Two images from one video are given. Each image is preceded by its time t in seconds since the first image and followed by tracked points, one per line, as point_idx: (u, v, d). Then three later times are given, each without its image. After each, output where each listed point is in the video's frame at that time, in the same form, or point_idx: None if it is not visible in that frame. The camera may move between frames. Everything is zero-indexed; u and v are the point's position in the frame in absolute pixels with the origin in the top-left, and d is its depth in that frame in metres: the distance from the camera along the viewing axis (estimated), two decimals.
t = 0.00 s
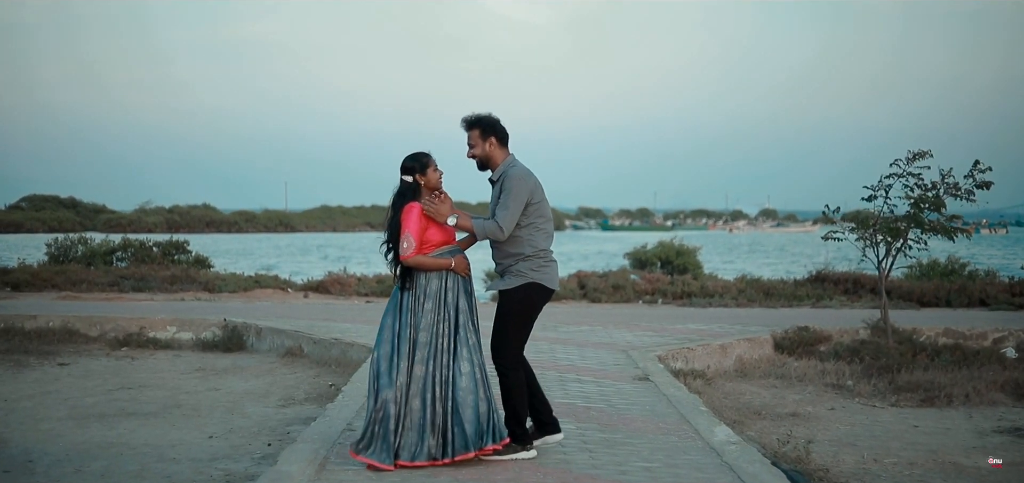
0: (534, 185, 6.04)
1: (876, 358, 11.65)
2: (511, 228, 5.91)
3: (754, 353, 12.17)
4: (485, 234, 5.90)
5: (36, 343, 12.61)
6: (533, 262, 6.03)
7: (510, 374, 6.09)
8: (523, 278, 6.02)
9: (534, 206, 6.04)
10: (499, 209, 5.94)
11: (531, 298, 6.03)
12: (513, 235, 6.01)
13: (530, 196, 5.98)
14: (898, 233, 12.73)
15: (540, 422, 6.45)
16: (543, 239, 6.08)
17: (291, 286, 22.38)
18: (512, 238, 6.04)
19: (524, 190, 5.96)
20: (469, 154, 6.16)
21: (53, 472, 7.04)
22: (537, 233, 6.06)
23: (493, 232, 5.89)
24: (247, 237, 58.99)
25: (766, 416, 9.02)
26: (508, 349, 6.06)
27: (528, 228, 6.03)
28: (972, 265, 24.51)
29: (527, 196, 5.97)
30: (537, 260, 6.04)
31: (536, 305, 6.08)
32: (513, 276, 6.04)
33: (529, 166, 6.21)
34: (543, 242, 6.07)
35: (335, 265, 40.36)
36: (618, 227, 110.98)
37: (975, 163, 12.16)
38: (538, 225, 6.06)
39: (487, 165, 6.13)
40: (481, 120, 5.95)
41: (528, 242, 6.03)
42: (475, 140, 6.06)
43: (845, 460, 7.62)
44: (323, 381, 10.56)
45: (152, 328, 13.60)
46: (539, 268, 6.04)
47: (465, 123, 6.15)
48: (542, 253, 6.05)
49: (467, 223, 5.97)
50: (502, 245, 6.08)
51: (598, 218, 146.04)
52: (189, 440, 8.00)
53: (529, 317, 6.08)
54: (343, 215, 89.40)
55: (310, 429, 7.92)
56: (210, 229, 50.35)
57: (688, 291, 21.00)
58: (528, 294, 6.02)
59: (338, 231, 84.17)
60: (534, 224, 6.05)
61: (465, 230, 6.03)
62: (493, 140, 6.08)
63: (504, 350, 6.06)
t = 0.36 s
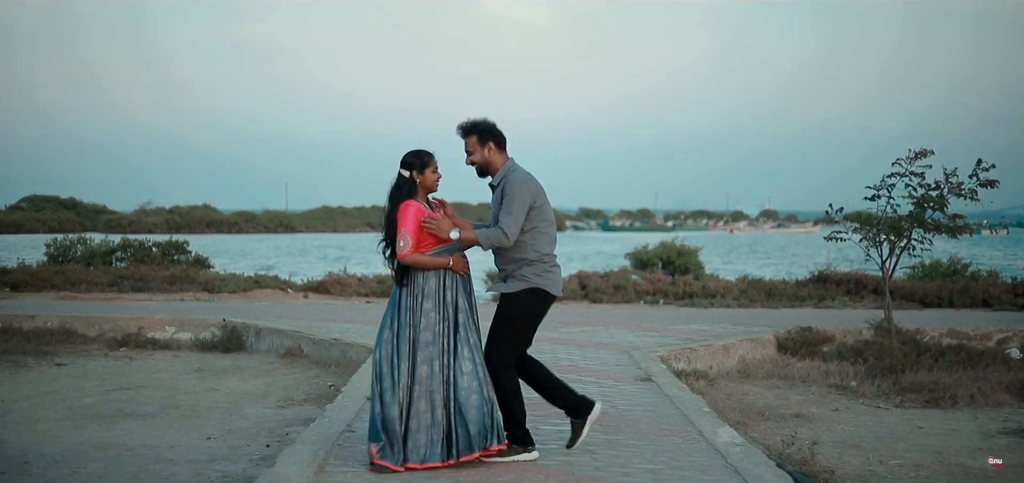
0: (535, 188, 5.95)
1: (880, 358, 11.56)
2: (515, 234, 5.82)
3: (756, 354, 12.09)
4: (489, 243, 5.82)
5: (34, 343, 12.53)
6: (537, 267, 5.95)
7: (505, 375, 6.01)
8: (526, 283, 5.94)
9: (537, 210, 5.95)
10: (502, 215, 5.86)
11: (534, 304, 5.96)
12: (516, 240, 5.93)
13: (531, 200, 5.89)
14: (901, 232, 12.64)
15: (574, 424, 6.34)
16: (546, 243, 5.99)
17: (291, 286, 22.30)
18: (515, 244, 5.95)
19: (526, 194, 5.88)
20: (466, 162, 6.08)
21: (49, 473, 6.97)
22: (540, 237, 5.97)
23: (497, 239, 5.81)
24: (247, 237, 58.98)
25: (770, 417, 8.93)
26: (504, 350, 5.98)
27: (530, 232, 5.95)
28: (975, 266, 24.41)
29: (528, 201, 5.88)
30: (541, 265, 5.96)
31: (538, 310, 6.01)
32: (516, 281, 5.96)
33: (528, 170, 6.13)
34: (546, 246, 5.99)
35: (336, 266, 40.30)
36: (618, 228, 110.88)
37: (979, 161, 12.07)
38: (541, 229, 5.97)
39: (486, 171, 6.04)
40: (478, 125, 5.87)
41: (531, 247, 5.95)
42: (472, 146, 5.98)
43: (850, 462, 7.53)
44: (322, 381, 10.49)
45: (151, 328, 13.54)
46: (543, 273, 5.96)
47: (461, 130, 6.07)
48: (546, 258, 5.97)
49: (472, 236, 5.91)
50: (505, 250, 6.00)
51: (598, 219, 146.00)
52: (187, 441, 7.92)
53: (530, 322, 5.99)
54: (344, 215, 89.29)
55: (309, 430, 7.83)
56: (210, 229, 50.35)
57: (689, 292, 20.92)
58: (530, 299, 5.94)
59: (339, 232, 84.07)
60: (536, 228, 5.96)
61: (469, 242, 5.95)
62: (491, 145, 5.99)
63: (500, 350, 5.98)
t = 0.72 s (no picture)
0: (539, 198, 5.85)
1: (885, 358, 11.46)
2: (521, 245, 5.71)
3: (760, 354, 12.01)
4: (495, 257, 5.67)
5: (32, 342, 12.45)
6: (542, 276, 5.87)
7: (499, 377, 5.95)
8: (531, 292, 5.85)
9: (541, 219, 5.87)
10: (507, 227, 5.73)
11: (537, 312, 5.87)
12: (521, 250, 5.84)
13: (536, 210, 5.81)
14: (906, 231, 12.56)
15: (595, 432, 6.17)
16: (551, 252, 5.90)
17: (291, 286, 22.22)
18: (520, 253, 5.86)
19: (530, 204, 5.78)
20: (467, 174, 5.98)
21: (46, 473, 6.88)
22: (545, 247, 5.88)
23: (503, 252, 5.68)
24: (248, 236, 58.96)
25: (775, 417, 8.85)
26: (496, 352, 5.89)
27: (535, 242, 5.86)
28: (978, 265, 24.31)
29: (533, 210, 5.78)
30: (546, 274, 5.88)
31: (541, 319, 5.91)
32: (520, 290, 5.88)
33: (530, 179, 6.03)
34: (551, 256, 5.90)
35: (336, 265, 40.20)
36: (619, 227, 110.76)
37: (985, 159, 11.97)
38: (545, 238, 5.88)
39: (488, 182, 5.94)
40: (479, 135, 5.77)
41: (536, 257, 5.86)
42: (473, 156, 5.88)
43: (857, 463, 7.44)
44: (322, 381, 10.41)
45: (150, 327, 13.47)
46: (547, 283, 5.88)
47: (460, 142, 5.95)
48: (550, 268, 5.88)
49: (475, 252, 5.70)
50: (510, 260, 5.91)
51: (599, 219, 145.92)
52: (185, 442, 7.83)
53: (527, 331, 5.88)
54: (345, 215, 89.14)
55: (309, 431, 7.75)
56: (211, 229, 50.35)
57: (691, 292, 20.83)
58: (532, 307, 5.85)
59: (340, 231, 83.96)
60: (541, 238, 5.87)
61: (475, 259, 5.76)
62: (492, 155, 5.89)
63: (492, 352, 5.89)
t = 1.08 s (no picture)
0: (542, 213, 5.76)
1: (890, 358, 11.37)
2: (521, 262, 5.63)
3: (763, 353, 11.93)
4: (496, 274, 5.57)
5: (31, 342, 12.35)
6: (550, 291, 5.81)
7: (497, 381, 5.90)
8: (539, 307, 5.80)
9: (545, 235, 5.79)
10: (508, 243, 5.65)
11: (543, 326, 5.81)
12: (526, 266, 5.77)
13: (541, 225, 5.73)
14: (911, 230, 12.44)
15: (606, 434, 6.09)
16: (559, 267, 5.83)
17: (291, 286, 22.12)
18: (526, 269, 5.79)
19: (533, 220, 5.69)
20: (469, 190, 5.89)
21: (42, 474, 6.78)
22: (552, 262, 5.81)
23: (503, 268, 5.58)
24: (248, 235, 58.88)
25: (780, 418, 8.76)
26: (493, 355, 5.84)
27: (541, 257, 5.78)
28: (981, 265, 24.21)
29: (536, 226, 5.69)
30: (554, 289, 5.82)
31: (546, 332, 5.85)
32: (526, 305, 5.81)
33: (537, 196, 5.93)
34: (558, 270, 5.82)
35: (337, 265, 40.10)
36: (620, 227, 110.62)
37: (991, 158, 11.87)
38: (551, 254, 5.80)
39: (490, 199, 5.84)
40: (480, 153, 5.67)
41: (543, 272, 5.79)
42: (476, 173, 5.78)
43: (863, 464, 7.35)
44: (322, 381, 10.32)
45: (149, 327, 13.38)
46: (555, 297, 5.81)
47: (462, 158, 5.86)
48: (557, 283, 5.82)
49: (475, 270, 5.67)
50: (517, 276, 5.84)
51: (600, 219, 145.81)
52: (184, 442, 7.74)
53: (529, 338, 5.80)
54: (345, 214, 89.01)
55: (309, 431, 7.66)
56: (212, 229, 50.27)
57: (694, 291, 20.73)
58: (536, 320, 5.79)
59: (341, 231, 83.83)
60: (547, 253, 5.79)
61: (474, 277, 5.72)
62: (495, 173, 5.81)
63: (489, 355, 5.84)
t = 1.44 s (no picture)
0: (546, 230, 5.71)
1: (894, 359, 11.28)
2: (516, 277, 5.57)
3: (766, 354, 11.85)
4: (491, 288, 5.50)
5: (29, 343, 12.27)
6: (555, 307, 5.74)
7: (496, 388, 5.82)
8: (545, 323, 5.73)
9: (550, 251, 5.73)
10: (507, 258, 5.60)
11: (549, 342, 5.74)
12: (530, 283, 5.73)
13: (542, 243, 5.66)
14: (916, 229, 12.34)
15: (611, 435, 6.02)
16: (564, 284, 5.79)
17: (291, 286, 22.03)
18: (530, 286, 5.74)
19: (536, 236, 5.64)
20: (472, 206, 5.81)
21: (38, 476, 6.70)
22: (557, 279, 5.77)
23: (498, 283, 5.51)
24: (248, 236, 58.80)
25: (784, 420, 8.66)
26: (491, 362, 5.75)
27: (546, 273, 5.74)
28: (984, 265, 24.09)
29: (538, 243, 5.64)
30: (560, 306, 5.75)
31: (548, 348, 5.76)
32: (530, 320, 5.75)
33: (536, 213, 5.92)
34: (562, 287, 5.77)
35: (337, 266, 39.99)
36: (621, 228, 110.50)
37: (997, 157, 11.79)
38: (554, 270, 5.75)
39: (493, 215, 5.78)
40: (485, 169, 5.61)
41: (548, 289, 5.74)
42: (479, 189, 5.70)
43: (869, 465, 7.27)
44: (322, 382, 10.24)
45: (148, 328, 13.30)
46: (562, 313, 5.75)
47: (467, 174, 5.78)
48: (562, 299, 5.76)
49: (470, 283, 5.61)
50: (521, 293, 5.79)
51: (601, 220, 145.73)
52: (182, 444, 7.65)
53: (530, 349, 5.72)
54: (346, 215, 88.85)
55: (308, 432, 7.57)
56: (212, 230, 50.25)
57: (696, 292, 20.64)
58: (538, 334, 5.71)
59: (342, 232, 83.72)
60: (552, 270, 5.74)
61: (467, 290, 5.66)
62: (500, 190, 5.75)
63: (487, 362, 5.75)
